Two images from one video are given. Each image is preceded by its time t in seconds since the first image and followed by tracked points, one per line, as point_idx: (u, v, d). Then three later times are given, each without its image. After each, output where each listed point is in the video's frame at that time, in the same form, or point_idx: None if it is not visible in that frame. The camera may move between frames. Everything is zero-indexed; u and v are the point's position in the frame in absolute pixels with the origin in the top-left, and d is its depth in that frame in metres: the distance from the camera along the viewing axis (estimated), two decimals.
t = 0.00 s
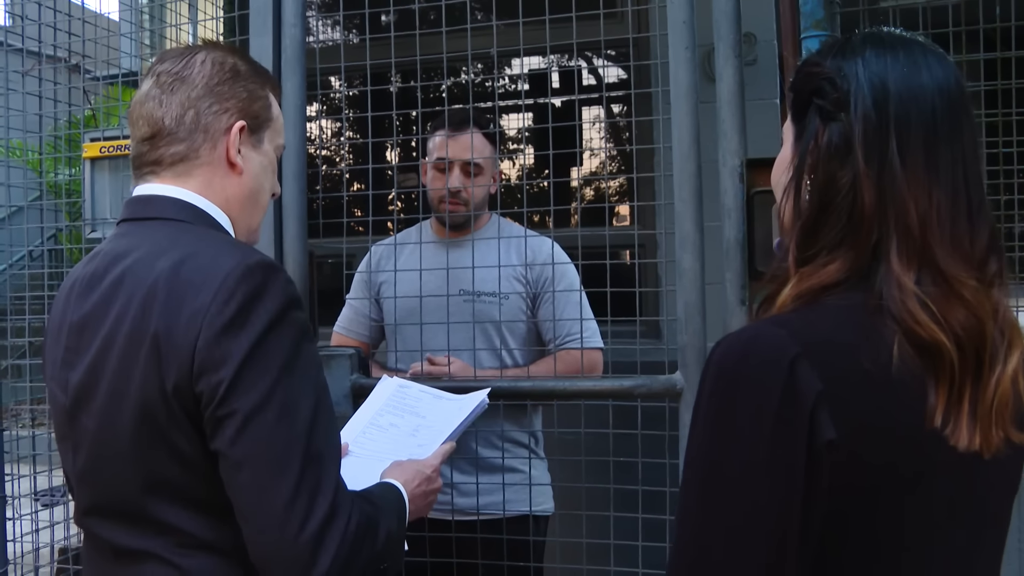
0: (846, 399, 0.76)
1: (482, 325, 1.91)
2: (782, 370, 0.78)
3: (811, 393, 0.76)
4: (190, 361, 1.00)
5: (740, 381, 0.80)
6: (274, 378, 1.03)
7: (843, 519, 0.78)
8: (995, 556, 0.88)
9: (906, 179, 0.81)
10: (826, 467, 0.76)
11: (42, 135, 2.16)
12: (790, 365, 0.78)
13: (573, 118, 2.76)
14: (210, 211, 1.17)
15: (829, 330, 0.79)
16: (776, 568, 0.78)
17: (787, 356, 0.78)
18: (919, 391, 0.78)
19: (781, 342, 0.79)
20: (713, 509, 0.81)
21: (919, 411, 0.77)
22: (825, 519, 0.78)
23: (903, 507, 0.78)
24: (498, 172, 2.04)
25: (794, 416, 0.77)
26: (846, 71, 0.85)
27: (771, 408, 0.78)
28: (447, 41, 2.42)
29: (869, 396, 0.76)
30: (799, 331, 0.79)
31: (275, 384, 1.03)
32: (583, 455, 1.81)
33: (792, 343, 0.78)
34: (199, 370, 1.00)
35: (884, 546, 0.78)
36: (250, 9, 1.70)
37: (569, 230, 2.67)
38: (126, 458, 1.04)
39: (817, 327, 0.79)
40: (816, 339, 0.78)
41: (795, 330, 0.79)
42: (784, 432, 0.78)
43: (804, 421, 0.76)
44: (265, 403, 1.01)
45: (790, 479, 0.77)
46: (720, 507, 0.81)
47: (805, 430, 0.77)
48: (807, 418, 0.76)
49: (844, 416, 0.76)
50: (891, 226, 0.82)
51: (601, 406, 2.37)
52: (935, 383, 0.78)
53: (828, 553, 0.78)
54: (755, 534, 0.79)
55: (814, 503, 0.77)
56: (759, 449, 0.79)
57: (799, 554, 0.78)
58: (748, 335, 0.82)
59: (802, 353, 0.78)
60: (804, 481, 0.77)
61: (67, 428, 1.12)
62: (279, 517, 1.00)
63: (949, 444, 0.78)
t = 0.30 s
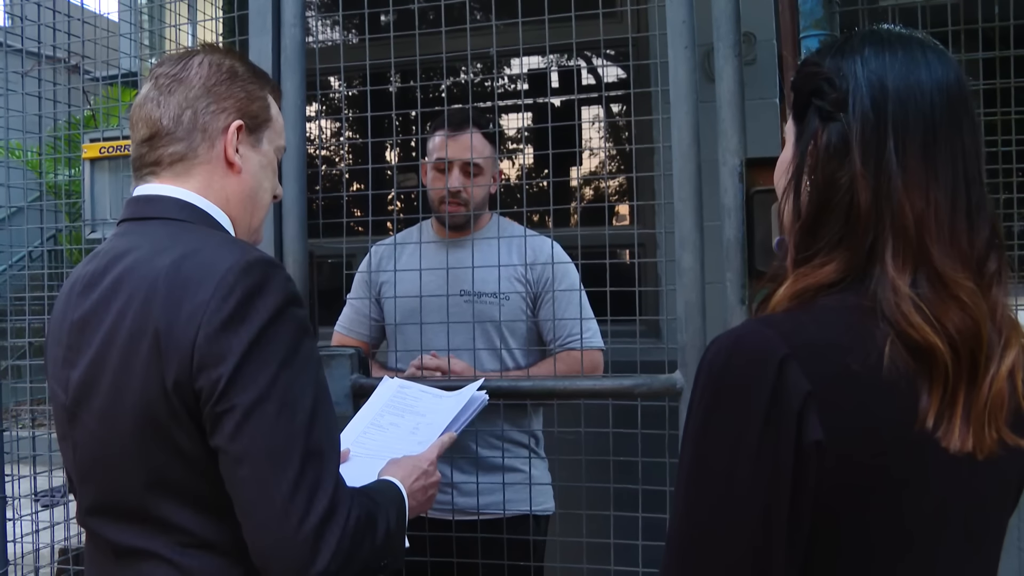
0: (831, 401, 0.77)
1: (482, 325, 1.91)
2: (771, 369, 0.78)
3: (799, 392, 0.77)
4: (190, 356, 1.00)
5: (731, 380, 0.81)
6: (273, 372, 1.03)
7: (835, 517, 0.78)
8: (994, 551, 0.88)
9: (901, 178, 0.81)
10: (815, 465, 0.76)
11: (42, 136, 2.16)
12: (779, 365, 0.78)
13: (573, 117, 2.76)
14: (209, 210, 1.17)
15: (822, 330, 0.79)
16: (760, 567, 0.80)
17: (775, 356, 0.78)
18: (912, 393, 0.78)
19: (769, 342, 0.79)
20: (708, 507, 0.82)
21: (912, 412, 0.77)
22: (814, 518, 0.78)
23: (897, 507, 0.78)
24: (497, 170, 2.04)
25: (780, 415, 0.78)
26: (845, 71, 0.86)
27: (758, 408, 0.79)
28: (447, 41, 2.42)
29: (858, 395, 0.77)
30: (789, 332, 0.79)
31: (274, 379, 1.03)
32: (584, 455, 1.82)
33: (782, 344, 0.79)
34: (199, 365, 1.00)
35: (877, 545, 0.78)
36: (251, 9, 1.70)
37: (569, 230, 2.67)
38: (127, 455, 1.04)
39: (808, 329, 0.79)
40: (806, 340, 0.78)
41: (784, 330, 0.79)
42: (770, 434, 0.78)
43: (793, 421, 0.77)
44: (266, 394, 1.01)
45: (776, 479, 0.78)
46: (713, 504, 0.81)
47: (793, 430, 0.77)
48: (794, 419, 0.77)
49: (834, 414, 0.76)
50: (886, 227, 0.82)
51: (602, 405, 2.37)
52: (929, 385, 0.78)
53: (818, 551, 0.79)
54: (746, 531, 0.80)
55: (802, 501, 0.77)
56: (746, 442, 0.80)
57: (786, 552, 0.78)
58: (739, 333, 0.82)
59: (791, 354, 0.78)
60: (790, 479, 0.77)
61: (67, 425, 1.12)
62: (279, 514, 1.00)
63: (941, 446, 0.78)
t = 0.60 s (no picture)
0: (852, 399, 0.77)
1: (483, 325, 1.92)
2: (790, 367, 0.78)
3: (821, 390, 0.77)
4: (185, 356, 1.00)
5: (746, 379, 0.80)
6: (268, 371, 1.03)
7: (849, 516, 0.78)
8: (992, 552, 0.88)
9: (908, 178, 0.82)
10: (838, 463, 0.77)
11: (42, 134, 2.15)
12: (799, 362, 0.78)
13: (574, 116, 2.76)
14: (208, 209, 1.17)
15: (838, 329, 0.79)
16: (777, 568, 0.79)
17: (796, 353, 0.78)
18: (927, 390, 0.78)
19: (789, 340, 0.79)
20: (719, 509, 0.81)
21: (927, 409, 0.78)
22: (832, 516, 0.78)
23: (901, 508, 0.78)
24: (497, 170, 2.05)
25: (801, 414, 0.77)
26: (848, 71, 0.85)
27: (777, 408, 0.78)
28: (448, 39, 2.42)
29: (876, 394, 0.77)
30: (806, 330, 0.79)
31: (269, 378, 1.03)
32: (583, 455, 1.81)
33: (801, 342, 0.79)
34: (194, 365, 1.00)
35: (883, 549, 0.79)
36: (251, 7, 1.70)
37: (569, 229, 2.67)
38: (127, 454, 1.04)
39: (824, 326, 0.79)
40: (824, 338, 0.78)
41: (802, 328, 0.79)
42: (790, 434, 0.78)
43: (815, 420, 0.77)
44: (262, 393, 1.01)
45: (793, 480, 0.77)
46: (724, 504, 0.81)
47: (816, 428, 0.77)
48: (817, 418, 0.77)
49: (854, 412, 0.76)
50: (895, 228, 0.82)
51: (601, 404, 2.37)
52: (942, 382, 0.79)
53: (834, 550, 0.79)
54: (760, 533, 0.79)
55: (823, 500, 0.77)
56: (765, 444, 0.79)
57: (802, 551, 0.78)
58: (756, 331, 0.82)
59: (812, 351, 0.78)
60: (813, 478, 0.77)
61: (66, 426, 1.12)
62: (275, 513, 1.00)
63: (954, 443, 0.79)
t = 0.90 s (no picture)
0: (860, 401, 0.77)
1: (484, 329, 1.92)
2: (800, 370, 0.78)
3: (831, 393, 0.77)
4: (172, 360, 1.01)
5: (754, 380, 0.80)
6: (254, 376, 1.03)
7: (861, 510, 0.78)
8: (988, 559, 0.86)
9: (913, 182, 0.82)
10: (848, 465, 0.77)
11: (43, 136, 2.15)
12: (809, 365, 0.78)
13: (575, 119, 2.77)
14: (202, 214, 1.17)
15: (846, 332, 0.79)
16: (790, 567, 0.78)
17: (805, 356, 0.78)
18: (935, 394, 0.78)
19: (797, 343, 0.79)
20: (726, 514, 0.81)
21: (934, 413, 0.78)
22: (843, 512, 0.78)
23: (892, 509, 0.78)
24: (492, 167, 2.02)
25: (812, 416, 0.77)
26: (851, 75, 0.85)
27: (788, 412, 0.78)
28: (449, 42, 2.42)
29: (886, 396, 0.77)
30: (814, 333, 0.79)
31: (255, 383, 1.03)
32: (583, 458, 1.80)
33: (809, 344, 0.78)
34: (181, 368, 1.00)
35: (897, 547, 0.79)
36: (252, 10, 1.70)
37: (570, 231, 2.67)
38: (118, 456, 1.04)
39: (831, 328, 0.79)
40: (834, 340, 0.78)
41: (811, 331, 0.79)
42: (799, 437, 0.77)
43: (826, 422, 0.77)
44: (247, 398, 1.01)
45: (804, 481, 0.77)
46: (730, 508, 0.80)
47: (827, 430, 0.77)
48: (827, 419, 0.76)
49: (862, 413, 0.76)
50: (899, 233, 0.82)
51: (603, 407, 2.37)
52: (948, 387, 0.79)
53: (841, 551, 0.79)
54: (768, 535, 0.78)
55: (832, 502, 0.77)
56: (774, 449, 0.78)
57: (813, 555, 0.78)
58: (764, 333, 0.81)
59: (820, 353, 0.78)
60: (823, 479, 0.77)
61: (62, 429, 1.12)
62: (261, 516, 1.00)
63: (960, 448, 0.79)
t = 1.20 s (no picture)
0: (856, 405, 0.76)
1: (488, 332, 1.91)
2: (795, 373, 0.78)
3: (826, 394, 0.76)
4: (158, 368, 1.01)
5: (750, 381, 0.80)
6: (239, 384, 1.02)
7: (858, 516, 0.77)
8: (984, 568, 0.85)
9: (910, 188, 0.82)
10: (844, 469, 0.76)
11: (44, 139, 2.15)
12: (804, 367, 0.77)
13: (576, 121, 2.77)
14: (193, 221, 1.17)
15: (844, 336, 0.79)
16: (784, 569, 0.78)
17: (800, 358, 0.78)
18: (933, 400, 0.78)
19: (795, 345, 0.79)
20: (721, 519, 0.81)
21: (933, 418, 0.78)
22: (839, 518, 0.77)
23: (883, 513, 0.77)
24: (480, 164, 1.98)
25: (807, 417, 0.77)
26: (848, 79, 0.85)
27: (783, 416, 0.78)
28: (449, 45, 2.42)
29: (882, 401, 0.77)
30: (812, 336, 0.79)
31: (240, 391, 1.02)
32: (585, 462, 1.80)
33: (805, 347, 0.78)
34: (166, 376, 1.00)
35: (891, 549, 0.78)
36: (252, 12, 1.69)
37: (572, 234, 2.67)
38: (109, 460, 1.05)
39: (829, 332, 0.79)
40: (832, 343, 0.78)
41: (808, 334, 0.79)
42: (793, 442, 0.77)
43: (819, 425, 0.76)
44: (230, 407, 1.01)
45: (798, 484, 0.77)
46: (726, 514, 0.80)
47: (821, 432, 0.76)
48: (821, 422, 0.76)
49: (859, 415, 0.76)
50: (897, 239, 0.82)
51: (604, 410, 2.37)
52: (948, 393, 0.79)
53: (839, 557, 0.78)
54: (761, 539, 0.78)
55: (829, 505, 0.77)
56: (768, 455, 0.78)
57: (808, 559, 0.78)
58: (762, 336, 0.81)
59: (816, 356, 0.78)
60: (817, 483, 0.77)
61: (54, 432, 1.12)
62: (246, 521, 1.00)
63: (958, 453, 0.79)
